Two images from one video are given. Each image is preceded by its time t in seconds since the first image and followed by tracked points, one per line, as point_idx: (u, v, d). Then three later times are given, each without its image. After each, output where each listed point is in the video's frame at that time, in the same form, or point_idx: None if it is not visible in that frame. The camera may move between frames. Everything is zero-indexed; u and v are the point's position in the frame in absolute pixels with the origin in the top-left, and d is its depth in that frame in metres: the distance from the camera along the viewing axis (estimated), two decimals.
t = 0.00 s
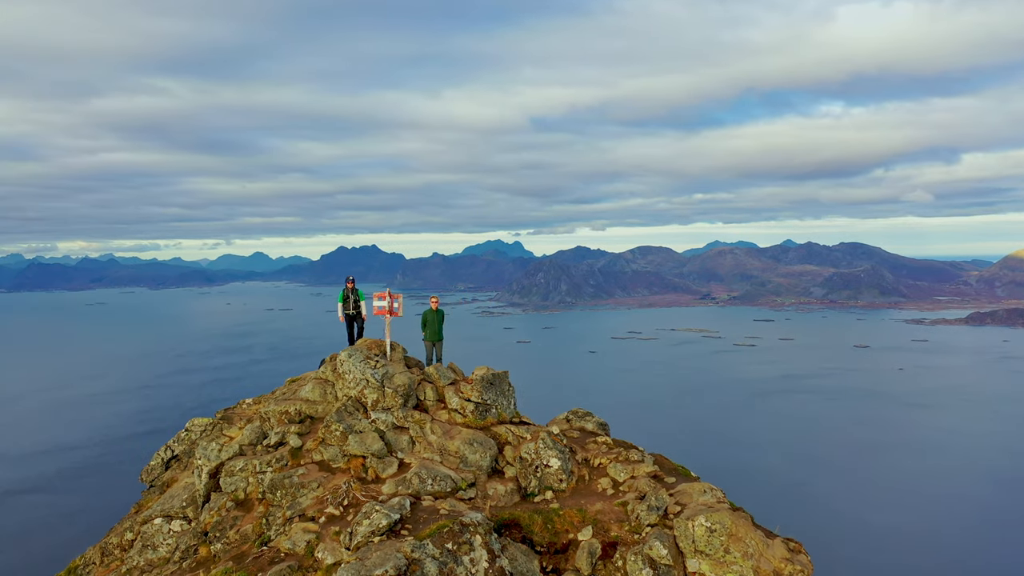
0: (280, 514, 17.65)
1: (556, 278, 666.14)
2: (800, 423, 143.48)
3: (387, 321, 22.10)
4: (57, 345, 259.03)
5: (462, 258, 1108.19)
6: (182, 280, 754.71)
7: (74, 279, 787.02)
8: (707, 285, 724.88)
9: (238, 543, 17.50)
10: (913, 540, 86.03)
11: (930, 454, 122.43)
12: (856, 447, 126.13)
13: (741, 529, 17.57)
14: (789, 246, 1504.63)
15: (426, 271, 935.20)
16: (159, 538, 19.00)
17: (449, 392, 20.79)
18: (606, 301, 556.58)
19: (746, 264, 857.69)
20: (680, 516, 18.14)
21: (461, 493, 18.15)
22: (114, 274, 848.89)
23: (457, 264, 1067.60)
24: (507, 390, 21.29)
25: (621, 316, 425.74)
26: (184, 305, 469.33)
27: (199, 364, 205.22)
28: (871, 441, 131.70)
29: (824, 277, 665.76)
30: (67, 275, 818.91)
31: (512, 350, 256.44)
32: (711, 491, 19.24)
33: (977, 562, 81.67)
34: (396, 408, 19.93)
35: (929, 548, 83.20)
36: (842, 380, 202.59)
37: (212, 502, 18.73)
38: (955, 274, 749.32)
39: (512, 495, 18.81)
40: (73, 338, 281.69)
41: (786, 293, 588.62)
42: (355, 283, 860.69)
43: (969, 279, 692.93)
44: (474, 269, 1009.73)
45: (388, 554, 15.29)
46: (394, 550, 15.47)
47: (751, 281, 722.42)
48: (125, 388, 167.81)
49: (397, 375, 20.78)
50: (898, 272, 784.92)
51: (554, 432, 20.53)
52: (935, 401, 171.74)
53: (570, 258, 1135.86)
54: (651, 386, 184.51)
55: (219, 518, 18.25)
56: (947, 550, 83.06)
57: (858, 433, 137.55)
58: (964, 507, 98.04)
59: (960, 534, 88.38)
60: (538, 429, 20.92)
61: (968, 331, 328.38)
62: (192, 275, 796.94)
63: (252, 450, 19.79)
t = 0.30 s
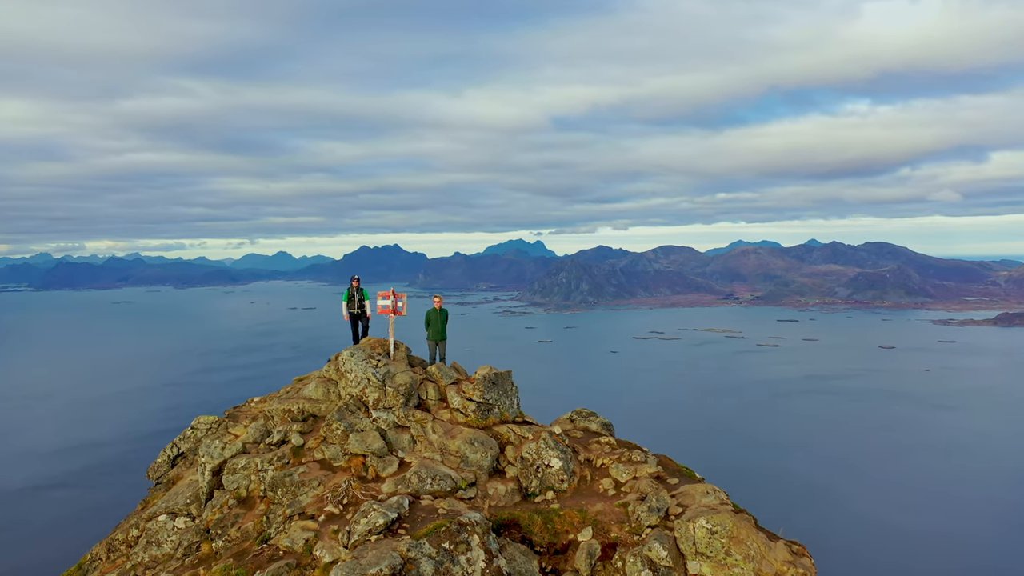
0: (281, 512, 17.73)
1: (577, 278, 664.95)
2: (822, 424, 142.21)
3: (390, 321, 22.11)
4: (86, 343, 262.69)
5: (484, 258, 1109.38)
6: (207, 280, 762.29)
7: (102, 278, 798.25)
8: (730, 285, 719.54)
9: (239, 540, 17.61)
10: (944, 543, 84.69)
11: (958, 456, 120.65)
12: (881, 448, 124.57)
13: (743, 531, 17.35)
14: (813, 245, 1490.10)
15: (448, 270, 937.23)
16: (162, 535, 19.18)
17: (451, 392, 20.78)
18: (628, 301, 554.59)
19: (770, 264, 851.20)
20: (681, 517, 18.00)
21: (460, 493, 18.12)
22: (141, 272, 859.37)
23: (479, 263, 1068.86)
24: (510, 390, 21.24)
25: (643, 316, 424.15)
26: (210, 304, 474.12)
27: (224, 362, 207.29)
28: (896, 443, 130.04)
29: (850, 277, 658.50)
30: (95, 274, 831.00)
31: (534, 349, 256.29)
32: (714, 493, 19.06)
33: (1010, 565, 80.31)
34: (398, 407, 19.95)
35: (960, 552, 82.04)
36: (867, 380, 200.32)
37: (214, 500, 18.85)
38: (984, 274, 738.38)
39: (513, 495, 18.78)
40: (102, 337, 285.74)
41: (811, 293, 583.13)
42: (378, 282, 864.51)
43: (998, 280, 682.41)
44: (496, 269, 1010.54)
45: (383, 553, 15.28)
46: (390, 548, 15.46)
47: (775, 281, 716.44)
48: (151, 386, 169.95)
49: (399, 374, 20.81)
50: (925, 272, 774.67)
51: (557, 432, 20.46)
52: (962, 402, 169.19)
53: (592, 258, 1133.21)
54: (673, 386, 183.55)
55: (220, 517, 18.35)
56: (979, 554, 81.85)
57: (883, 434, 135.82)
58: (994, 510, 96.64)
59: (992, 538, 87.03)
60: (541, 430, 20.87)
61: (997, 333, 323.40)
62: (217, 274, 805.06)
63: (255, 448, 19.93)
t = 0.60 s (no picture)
0: (283, 510, 17.83)
1: (599, 278, 663.16)
2: (845, 427, 140.59)
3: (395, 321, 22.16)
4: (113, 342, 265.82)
5: (506, 258, 1109.68)
6: (231, 279, 769.15)
7: (128, 277, 808.59)
8: (754, 285, 713.97)
9: (241, 538, 17.71)
10: (972, 552, 83.31)
11: (985, 461, 118.67)
12: (906, 451, 122.89)
13: (745, 532, 17.06)
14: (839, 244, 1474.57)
15: (470, 269, 938.30)
16: (167, 533, 19.35)
17: (453, 391, 20.80)
18: (650, 301, 552.08)
19: (794, 264, 843.69)
20: (683, 519, 17.83)
21: (461, 492, 18.08)
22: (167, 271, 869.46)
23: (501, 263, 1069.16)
24: (512, 391, 21.17)
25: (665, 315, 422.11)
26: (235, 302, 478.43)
27: (247, 361, 208.93)
28: (922, 446, 128.22)
29: (876, 277, 650.79)
30: (122, 273, 841.95)
31: (555, 349, 256.17)
32: (717, 495, 18.87)
33: None
34: (400, 407, 20.03)
35: (989, 559, 80.63)
36: (891, 382, 198.26)
37: (217, 498, 18.98)
38: (1013, 275, 726.83)
39: (514, 494, 18.70)
40: (130, 335, 289.44)
41: (835, 293, 577.10)
42: (402, 281, 868.00)
43: None
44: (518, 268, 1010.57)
45: (380, 552, 15.32)
46: (387, 548, 15.48)
47: (799, 281, 709.92)
48: (176, 384, 171.81)
49: (401, 374, 20.88)
50: (953, 272, 763.69)
51: (559, 432, 20.34)
52: (988, 405, 166.84)
53: (614, 258, 1129.54)
54: (695, 387, 182.37)
55: (223, 514, 18.47)
56: (1009, 561, 80.35)
57: (907, 437, 134.07)
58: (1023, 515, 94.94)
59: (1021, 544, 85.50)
60: (544, 430, 20.78)
61: None
62: (241, 274, 812.17)
63: (259, 447, 20.05)
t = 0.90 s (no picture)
0: (285, 507, 17.93)
1: (621, 277, 660.64)
2: (870, 428, 138.74)
3: (400, 320, 22.19)
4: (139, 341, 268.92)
5: (528, 258, 1108.72)
6: (255, 279, 774.94)
7: (154, 276, 817.51)
8: (778, 285, 707.53)
9: (243, 535, 17.83)
10: (1001, 556, 81.50)
11: (1014, 463, 116.39)
12: (933, 454, 120.88)
13: (745, 535, 16.83)
14: (865, 243, 1456.83)
15: (492, 269, 938.48)
16: (173, 529, 19.55)
17: (456, 390, 20.82)
18: (673, 301, 548.96)
19: (819, 263, 835.39)
20: (684, 520, 17.66)
21: (461, 492, 18.09)
22: (192, 271, 878.39)
23: (523, 262, 1069.17)
24: (515, 389, 21.12)
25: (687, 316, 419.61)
26: (258, 301, 481.50)
27: (271, 359, 210.64)
28: (947, 448, 126.24)
29: (902, 277, 642.23)
30: (148, 273, 851.03)
31: (576, 349, 255.62)
32: (721, 496, 18.70)
33: None
34: (402, 406, 20.06)
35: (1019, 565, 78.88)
36: (917, 383, 195.76)
37: (221, 494, 19.11)
38: None
39: (516, 494, 18.68)
40: (156, 334, 292.54)
41: (861, 293, 570.50)
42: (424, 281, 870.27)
43: None
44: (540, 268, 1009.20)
45: (375, 550, 15.35)
46: (383, 547, 15.50)
47: (825, 280, 702.72)
48: (201, 382, 173.67)
49: (404, 373, 20.99)
50: (982, 272, 751.40)
51: (562, 432, 20.24)
52: (1016, 407, 164.07)
53: (636, 257, 1124.84)
54: (718, 388, 181.10)
55: (226, 511, 18.61)
56: None
57: (932, 439, 132.27)
58: None
59: None
60: (548, 429, 20.70)
61: None
62: (265, 273, 818.27)
63: (262, 444, 20.22)
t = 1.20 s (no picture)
0: (286, 505, 18.00)
1: (644, 278, 657.44)
2: (895, 430, 137.04)
3: (404, 320, 22.25)
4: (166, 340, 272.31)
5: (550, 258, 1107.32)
6: (279, 279, 780.94)
7: (180, 275, 826.54)
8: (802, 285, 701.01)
9: (246, 532, 17.95)
10: None
11: None
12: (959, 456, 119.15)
13: (746, 537, 16.63)
14: (891, 242, 1439.58)
15: (514, 268, 938.10)
16: (178, 526, 19.71)
17: (458, 390, 20.87)
18: (696, 301, 545.47)
19: (844, 263, 826.76)
20: (684, 522, 17.48)
21: (461, 491, 18.08)
22: (217, 270, 888.24)
23: (545, 262, 1068.15)
24: (517, 390, 21.11)
25: (710, 316, 416.83)
26: (282, 301, 484.71)
27: (293, 358, 211.95)
28: (974, 451, 124.32)
29: (929, 277, 633.57)
30: (174, 272, 859.67)
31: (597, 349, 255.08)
32: (723, 499, 18.50)
33: None
34: (404, 405, 20.15)
35: None
36: (943, 385, 193.10)
37: (225, 492, 19.28)
38: None
39: (516, 494, 18.61)
40: (180, 333, 295.21)
41: (887, 294, 563.79)
42: (446, 281, 871.84)
43: None
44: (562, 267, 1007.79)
45: (372, 550, 15.36)
46: (380, 547, 15.50)
47: (850, 280, 694.99)
48: (224, 380, 175.13)
49: (406, 373, 21.05)
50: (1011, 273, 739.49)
51: (564, 433, 20.18)
52: None
53: (658, 257, 1119.69)
54: (740, 389, 179.65)
55: (230, 509, 18.76)
56: None
57: (958, 441, 130.34)
58: None
59: None
60: (550, 430, 20.65)
61: None
62: (288, 272, 823.62)
63: (265, 442, 20.37)
